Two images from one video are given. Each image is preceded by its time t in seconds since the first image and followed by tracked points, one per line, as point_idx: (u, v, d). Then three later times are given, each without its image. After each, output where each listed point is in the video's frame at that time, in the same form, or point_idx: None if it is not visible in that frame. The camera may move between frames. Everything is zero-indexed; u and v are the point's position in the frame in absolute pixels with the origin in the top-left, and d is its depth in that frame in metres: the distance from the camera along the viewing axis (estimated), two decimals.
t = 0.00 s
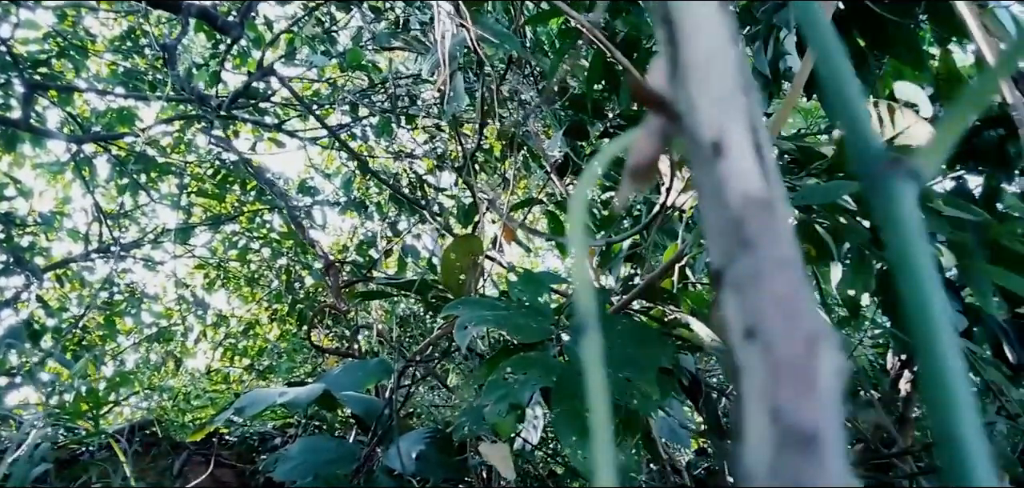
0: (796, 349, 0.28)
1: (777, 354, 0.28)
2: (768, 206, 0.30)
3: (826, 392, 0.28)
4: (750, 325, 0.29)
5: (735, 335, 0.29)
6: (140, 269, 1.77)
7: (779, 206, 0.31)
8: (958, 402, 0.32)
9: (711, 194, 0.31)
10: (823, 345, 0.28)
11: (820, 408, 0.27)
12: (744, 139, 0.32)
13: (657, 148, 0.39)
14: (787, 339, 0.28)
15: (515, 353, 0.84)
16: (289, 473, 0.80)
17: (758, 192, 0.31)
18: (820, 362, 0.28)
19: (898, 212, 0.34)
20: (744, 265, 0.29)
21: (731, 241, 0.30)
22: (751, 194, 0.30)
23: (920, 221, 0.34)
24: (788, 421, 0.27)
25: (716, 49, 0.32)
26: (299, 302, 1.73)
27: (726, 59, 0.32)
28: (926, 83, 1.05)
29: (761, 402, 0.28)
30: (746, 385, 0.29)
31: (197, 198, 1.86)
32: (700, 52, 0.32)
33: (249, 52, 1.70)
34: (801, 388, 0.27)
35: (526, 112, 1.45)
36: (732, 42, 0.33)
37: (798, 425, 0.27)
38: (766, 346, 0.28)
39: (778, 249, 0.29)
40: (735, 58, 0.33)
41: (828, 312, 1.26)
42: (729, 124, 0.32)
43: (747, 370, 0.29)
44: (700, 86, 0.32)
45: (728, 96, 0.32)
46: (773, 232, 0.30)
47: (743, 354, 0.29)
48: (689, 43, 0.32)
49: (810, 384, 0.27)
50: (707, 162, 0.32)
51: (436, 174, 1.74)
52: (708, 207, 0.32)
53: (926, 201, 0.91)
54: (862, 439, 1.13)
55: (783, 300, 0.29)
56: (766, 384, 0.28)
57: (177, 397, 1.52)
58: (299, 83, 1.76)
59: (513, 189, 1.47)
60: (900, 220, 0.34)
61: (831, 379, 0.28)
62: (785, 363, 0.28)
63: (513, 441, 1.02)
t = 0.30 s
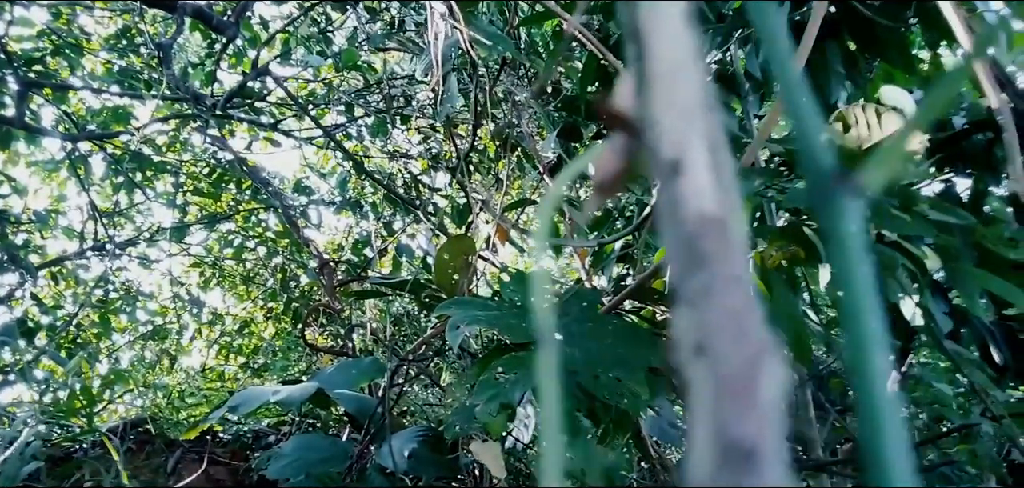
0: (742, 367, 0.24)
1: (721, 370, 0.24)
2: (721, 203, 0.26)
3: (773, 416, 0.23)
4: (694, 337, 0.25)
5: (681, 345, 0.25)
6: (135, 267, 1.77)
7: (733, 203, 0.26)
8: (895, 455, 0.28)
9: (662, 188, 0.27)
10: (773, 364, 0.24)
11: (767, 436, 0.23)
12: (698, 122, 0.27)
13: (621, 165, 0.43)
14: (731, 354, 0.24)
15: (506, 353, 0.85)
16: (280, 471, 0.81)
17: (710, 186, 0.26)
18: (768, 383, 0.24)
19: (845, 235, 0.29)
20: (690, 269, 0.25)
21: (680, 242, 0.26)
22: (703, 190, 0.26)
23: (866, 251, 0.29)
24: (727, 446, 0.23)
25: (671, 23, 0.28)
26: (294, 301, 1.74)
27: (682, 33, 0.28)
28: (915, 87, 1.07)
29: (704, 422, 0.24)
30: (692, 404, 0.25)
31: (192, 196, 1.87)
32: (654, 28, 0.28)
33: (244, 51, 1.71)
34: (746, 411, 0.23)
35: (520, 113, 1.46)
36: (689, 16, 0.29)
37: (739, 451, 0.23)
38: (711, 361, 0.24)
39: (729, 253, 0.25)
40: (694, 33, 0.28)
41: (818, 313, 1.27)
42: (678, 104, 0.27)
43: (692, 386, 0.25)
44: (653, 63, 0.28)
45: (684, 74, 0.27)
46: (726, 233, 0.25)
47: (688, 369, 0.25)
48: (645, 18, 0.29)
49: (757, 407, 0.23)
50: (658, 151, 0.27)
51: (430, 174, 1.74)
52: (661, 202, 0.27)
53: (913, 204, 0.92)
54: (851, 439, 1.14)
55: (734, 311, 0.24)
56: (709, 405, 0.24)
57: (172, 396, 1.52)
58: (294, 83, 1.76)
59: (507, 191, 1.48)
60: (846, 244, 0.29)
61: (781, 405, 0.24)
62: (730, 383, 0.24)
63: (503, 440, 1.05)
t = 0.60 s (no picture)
0: (690, 380, 0.31)
1: (673, 381, 0.31)
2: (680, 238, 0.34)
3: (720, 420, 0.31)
4: (651, 354, 0.32)
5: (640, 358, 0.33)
6: (126, 266, 1.76)
7: (691, 235, 0.34)
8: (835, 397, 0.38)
9: (628, 222, 0.35)
10: (718, 375, 0.32)
11: (711, 436, 0.31)
12: (664, 174, 0.35)
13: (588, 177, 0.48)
14: (682, 370, 0.31)
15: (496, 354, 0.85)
16: (270, 472, 0.81)
17: (670, 224, 0.34)
18: (715, 391, 0.31)
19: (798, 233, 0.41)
20: (652, 295, 0.33)
21: (643, 264, 0.33)
22: (662, 219, 0.34)
23: (816, 242, 0.41)
24: (681, 449, 0.31)
25: (644, 92, 0.35)
26: (286, 301, 1.73)
27: (650, 102, 0.35)
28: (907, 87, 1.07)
29: (660, 426, 0.31)
30: (648, 407, 0.32)
31: (184, 195, 1.86)
32: (629, 97, 0.35)
33: (237, 50, 1.70)
34: (692, 417, 0.31)
35: (513, 113, 1.45)
36: (661, 83, 0.36)
37: (688, 453, 0.31)
38: (663, 377, 0.31)
39: (684, 281, 0.33)
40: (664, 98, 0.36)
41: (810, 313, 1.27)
42: (651, 158, 0.35)
43: (648, 397, 0.32)
44: (624, 126, 0.35)
45: (651, 135, 0.35)
46: (681, 265, 0.33)
47: (644, 381, 0.32)
48: (621, 86, 0.35)
49: (702, 411, 0.31)
50: (626, 189, 0.35)
51: (424, 173, 1.73)
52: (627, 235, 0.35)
53: (903, 205, 0.92)
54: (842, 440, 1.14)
55: (685, 331, 0.32)
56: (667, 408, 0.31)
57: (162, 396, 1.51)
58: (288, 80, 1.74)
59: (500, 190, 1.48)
60: (803, 241, 0.41)
61: (727, 407, 0.32)
62: (682, 393, 0.31)
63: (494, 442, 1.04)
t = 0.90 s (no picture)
0: (653, 406, 0.27)
1: (636, 406, 0.27)
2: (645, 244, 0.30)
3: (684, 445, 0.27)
4: (612, 370, 0.28)
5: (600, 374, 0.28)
6: (117, 268, 1.75)
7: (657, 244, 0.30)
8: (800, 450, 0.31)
9: (595, 228, 0.31)
10: (686, 395, 0.27)
11: (674, 467, 0.26)
12: (630, 174, 0.31)
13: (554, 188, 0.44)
14: (645, 394, 0.27)
15: (486, 357, 0.84)
16: (259, 476, 0.80)
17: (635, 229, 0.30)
18: (681, 412, 0.27)
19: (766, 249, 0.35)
20: (613, 305, 0.29)
21: (607, 278, 0.29)
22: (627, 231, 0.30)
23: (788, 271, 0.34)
24: (637, 480, 0.26)
25: (611, 85, 0.32)
26: (279, 304, 1.72)
27: (619, 95, 0.32)
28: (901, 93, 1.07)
29: (621, 452, 0.27)
30: (609, 431, 0.28)
31: (176, 197, 1.85)
32: (596, 90, 0.32)
33: (229, 51, 1.69)
34: (653, 441, 0.26)
35: (507, 116, 1.45)
36: (634, 83, 0.33)
37: (646, 484, 0.26)
38: (624, 395, 0.27)
39: (651, 295, 0.29)
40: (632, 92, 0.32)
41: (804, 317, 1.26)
42: (617, 158, 0.31)
43: (610, 424, 0.27)
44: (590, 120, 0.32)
45: (617, 132, 0.31)
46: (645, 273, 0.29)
47: (606, 402, 0.28)
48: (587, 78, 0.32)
49: (664, 437, 0.26)
50: (591, 193, 0.32)
51: (418, 176, 1.73)
52: (593, 242, 0.31)
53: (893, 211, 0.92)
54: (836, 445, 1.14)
55: (648, 345, 0.27)
56: (627, 436, 0.27)
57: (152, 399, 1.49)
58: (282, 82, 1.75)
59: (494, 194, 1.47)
60: (775, 264, 0.34)
61: (691, 434, 0.27)
62: (645, 414, 0.26)
63: (486, 446, 1.04)
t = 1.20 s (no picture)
0: (604, 407, 0.27)
1: (587, 407, 0.27)
2: (605, 248, 0.30)
3: (634, 450, 0.27)
4: (567, 373, 0.28)
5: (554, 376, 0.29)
6: (101, 267, 1.73)
7: (619, 250, 0.31)
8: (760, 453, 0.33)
9: (558, 232, 0.32)
10: (638, 400, 0.28)
11: (623, 470, 0.27)
12: (594, 181, 0.32)
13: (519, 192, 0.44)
14: (597, 396, 0.27)
15: (470, 358, 0.83)
16: (241, 478, 0.78)
17: (598, 235, 0.31)
18: (631, 416, 0.27)
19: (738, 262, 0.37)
20: (569, 309, 0.29)
21: (565, 282, 0.30)
22: (589, 237, 0.30)
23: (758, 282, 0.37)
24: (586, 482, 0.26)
25: (580, 93, 0.33)
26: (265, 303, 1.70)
27: (587, 106, 0.33)
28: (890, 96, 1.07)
29: (567, 453, 0.27)
30: (559, 432, 0.28)
31: (161, 195, 1.82)
32: (565, 100, 0.33)
33: (217, 48, 1.67)
34: (602, 444, 0.27)
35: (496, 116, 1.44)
36: (602, 93, 0.33)
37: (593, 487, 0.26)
38: (576, 398, 0.27)
39: (608, 300, 0.29)
40: (600, 100, 0.33)
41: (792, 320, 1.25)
42: (581, 166, 0.32)
43: (559, 424, 0.28)
44: (559, 127, 0.32)
45: (583, 139, 0.32)
46: (605, 278, 0.30)
47: (558, 403, 0.28)
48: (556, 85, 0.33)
49: (615, 439, 0.27)
50: (555, 198, 0.32)
51: (406, 175, 1.71)
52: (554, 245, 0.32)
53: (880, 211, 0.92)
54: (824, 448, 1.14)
55: (603, 349, 0.28)
56: (576, 437, 0.27)
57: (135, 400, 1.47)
58: (269, 80, 1.74)
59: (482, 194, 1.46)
60: (743, 275, 0.37)
61: (642, 438, 0.28)
62: (594, 417, 0.27)
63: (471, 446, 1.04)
